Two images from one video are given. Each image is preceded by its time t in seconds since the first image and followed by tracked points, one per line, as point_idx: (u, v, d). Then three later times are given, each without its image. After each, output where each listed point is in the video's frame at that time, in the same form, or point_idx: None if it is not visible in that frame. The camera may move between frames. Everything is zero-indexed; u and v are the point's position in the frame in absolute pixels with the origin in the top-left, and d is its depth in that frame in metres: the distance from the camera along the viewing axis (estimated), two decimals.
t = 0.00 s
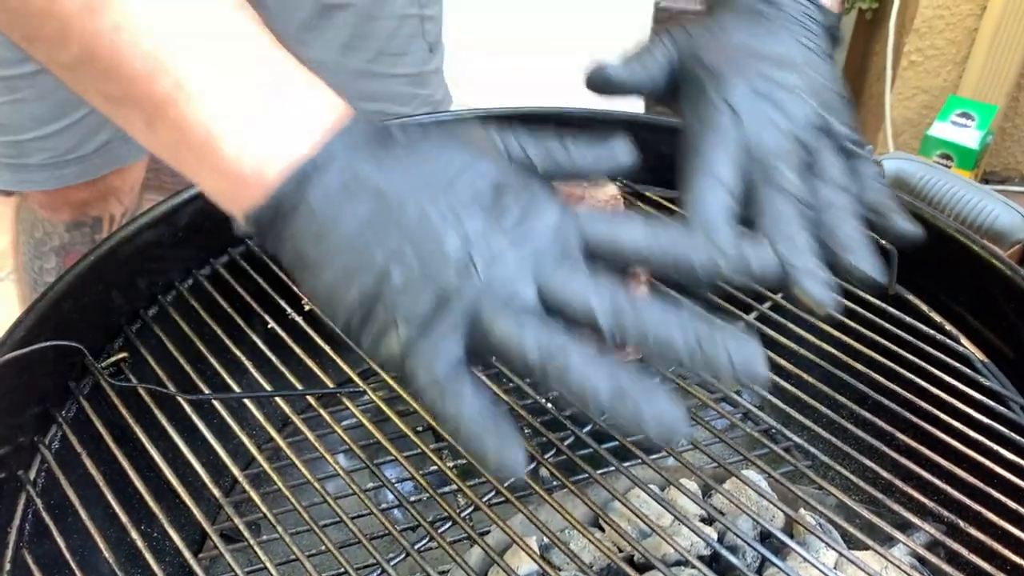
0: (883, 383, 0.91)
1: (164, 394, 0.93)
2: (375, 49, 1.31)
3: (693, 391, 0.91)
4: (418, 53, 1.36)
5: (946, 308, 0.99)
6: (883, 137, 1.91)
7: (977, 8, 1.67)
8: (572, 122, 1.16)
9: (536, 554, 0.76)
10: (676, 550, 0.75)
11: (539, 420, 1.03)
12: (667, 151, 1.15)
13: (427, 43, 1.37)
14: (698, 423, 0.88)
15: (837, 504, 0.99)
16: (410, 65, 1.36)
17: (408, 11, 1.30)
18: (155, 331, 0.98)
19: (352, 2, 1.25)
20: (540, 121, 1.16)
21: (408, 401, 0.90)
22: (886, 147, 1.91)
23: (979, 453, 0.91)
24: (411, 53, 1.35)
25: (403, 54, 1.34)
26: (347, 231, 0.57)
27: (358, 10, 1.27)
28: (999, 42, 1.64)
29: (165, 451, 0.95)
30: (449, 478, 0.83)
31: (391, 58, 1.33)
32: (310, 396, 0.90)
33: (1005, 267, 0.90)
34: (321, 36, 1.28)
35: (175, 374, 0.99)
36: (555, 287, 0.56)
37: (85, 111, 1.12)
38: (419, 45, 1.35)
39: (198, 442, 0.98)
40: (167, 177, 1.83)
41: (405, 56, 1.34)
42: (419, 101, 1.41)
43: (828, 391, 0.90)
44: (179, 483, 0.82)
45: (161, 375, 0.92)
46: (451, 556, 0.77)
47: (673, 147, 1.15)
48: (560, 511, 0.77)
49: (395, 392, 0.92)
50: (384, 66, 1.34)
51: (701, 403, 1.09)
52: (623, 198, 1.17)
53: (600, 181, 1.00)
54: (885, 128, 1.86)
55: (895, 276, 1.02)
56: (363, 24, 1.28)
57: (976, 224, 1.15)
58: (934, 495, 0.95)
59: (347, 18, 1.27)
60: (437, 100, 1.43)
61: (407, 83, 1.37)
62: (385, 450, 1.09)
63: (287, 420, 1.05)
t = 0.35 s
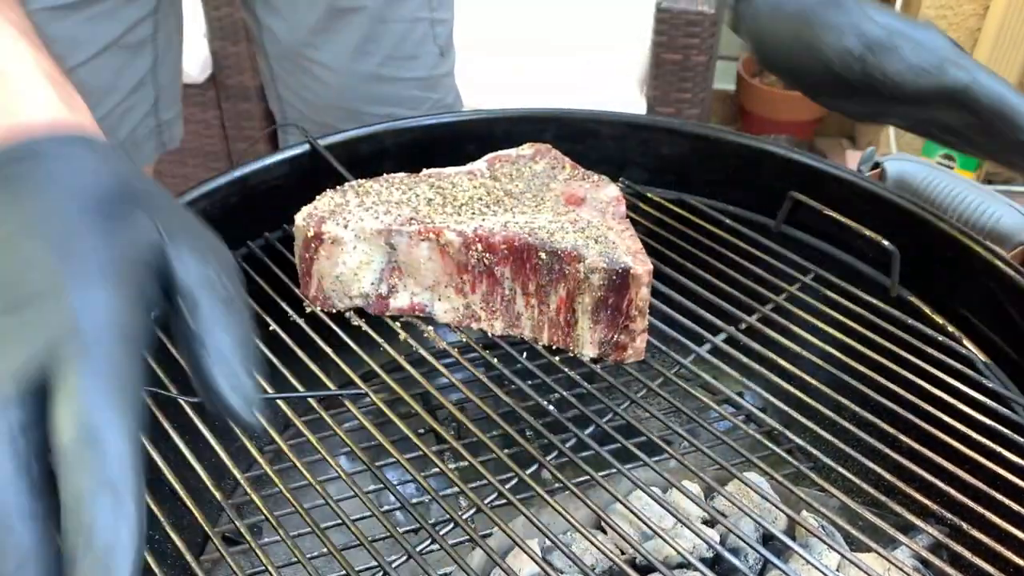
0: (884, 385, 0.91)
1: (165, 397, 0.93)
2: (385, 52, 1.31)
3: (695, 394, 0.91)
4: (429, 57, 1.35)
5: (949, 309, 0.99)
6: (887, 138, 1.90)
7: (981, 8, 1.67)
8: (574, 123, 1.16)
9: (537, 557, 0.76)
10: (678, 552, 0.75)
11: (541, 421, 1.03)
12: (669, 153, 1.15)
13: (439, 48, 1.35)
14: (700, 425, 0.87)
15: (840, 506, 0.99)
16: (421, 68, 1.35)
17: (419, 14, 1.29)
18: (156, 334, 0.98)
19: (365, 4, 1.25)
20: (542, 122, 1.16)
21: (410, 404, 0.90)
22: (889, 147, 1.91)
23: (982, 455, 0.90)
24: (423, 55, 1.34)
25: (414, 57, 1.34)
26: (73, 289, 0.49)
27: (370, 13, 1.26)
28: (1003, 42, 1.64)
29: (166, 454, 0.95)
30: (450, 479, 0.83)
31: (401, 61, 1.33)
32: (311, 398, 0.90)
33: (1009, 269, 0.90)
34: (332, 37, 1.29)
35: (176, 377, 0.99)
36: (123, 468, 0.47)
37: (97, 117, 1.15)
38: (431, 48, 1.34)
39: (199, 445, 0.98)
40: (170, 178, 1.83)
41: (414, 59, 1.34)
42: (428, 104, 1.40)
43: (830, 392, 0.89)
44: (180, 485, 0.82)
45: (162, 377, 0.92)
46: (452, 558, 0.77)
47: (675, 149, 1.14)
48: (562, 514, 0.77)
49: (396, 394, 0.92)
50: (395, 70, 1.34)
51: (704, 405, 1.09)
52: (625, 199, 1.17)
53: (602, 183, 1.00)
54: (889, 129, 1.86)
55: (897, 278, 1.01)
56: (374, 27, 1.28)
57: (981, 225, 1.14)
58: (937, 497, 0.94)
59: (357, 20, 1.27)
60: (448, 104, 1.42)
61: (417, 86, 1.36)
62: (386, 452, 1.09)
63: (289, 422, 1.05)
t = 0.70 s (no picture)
0: (886, 387, 0.92)
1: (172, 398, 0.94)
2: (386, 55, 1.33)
3: (698, 395, 0.92)
4: (430, 59, 1.37)
5: (951, 311, 0.99)
6: (888, 140, 1.91)
7: (981, 10, 1.67)
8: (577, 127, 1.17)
9: (541, 556, 0.76)
10: (681, 552, 0.76)
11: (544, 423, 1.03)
12: (672, 155, 1.15)
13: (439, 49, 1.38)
14: (703, 427, 0.88)
15: (842, 507, 0.99)
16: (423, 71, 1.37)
17: (420, 18, 1.33)
18: (163, 336, 0.98)
19: (365, 9, 1.27)
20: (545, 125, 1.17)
21: (414, 405, 0.90)
22: (891, 150, 1.92)
23: (983, 456, 0.91)
24: (425, 58, 1.37)
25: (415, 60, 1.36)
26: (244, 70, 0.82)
27: (370, 17, 1.28)
28: (1003, 46, 1.64)
29: (172, 455, 0.95)
30: (455, 480, 0.83)
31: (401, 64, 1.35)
32: (317, 399, 0.91)
33: (1011, 271, 0.90)
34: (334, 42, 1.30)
35: (182, 379, 0.99)
36: None
37: (97, 120, 1.15)
38: (431, 50, 1.37)
39: (205, 446, 0.99)
40: (173, 181, 1.84)
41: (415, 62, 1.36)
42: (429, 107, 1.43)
43: (832, 394, 0.90)
44: (187, 486, 0.83)
45: (168, 379, 0.93)
46: (457, 558, 0.77)
47: (678, 151, 1.15)
48: (565, 514, 0.77)
49: (401, 395, 0.92)
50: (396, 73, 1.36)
51: (707, 406, 1.10)
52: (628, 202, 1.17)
53: (605, 186, 1.00)
54: (890, 132, 1.86)
55: (898, 280, 1.02)
56: (375, 31, 1.30)
57: (981, 226, 1.15)
58: (939, 498, 0.95)
59: (359, 25, 1.27)
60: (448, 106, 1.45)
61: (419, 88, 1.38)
62: (390, 453, 1.10)
63: (294, 423, 1.06)
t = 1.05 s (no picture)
0: (887, 392, 0.92)
1: (176, 403, 0.94)
2: (389, 57, 1.36)
3: (700, 399, 0.92)
4: (433, 61, 1.40)
5: (952, 317, 1.00)
6: (889, 144, 1.92)
7: (983, 16, 1.68)
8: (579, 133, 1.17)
9: (544, 561, 0.77)
10: (683, 556, 0.76)
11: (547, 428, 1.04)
12: (674, 161, 1.16)
13: (442, 51, 1.41)
14: (705, 431, 0.88)
15: (843, 511, 1.00)
16: (424, 72, 1.39)
17: (423, 19, 1.34)
18: (167, 341, 0.99)
19: (369, 10, 1.31)
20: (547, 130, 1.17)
21: (418, 410, 0.90)
22: (892, 155, 1.92)
23: (984, 461, 0.91)
24: (427, 60, 1.39)
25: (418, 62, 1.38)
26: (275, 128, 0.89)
27: (374, 19, 1.31)
28: (1004, 51, 1.65)
29: (176, 459, 0.96)
30: (458, 485, 0.83)
31: (404, 65, 1.37)
32: (321, 404, 0.92)
33: (1012, 276, 0.91)
34: (338, 42, 1.34)
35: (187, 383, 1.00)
36: None
37: (103, 122, 1.16)
38: (434, 53, 1.39)
39: (209, 451, 1.00)
40: (177, 185, 1.85)
41: (418, 64, 1.38)
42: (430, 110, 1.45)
43: (834, 400, 0.90)
44: (191, 490, 0.83)
45: (173, 383, 0.94)
46: (460, 562, 0.78)
47: (679, 157, 1.15)
48: (568, 519, 0.78)
49: (404, 400, 0.93)
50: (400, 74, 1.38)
51: (708, 411, 1.10)
52: (630, 207, 1.18)
53: (607, 192, 1.00)
54: (892, 137, 1.87)
55: (899, 285, 1.02)
56: (379, 32, 1.33)
57: (981, 232, 1.16)
58: (940, 503, 0.95)
59: (364, 24, 1.32)
60: (450, 108, 1.47)
61: (421, 90, 1.41)
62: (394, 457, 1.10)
63: (298, 427, 1.07)
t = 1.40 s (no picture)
0: (884, 394, 0.92)
1: (178, 403, 0.95)
2: (394, 60, 1.37)
3: (698, 401, 0.92)
4: (437, 66, 1.41)
5: (948, 320, 1.00)
6: (891, 149, 1.92)
7: (983, 21, 1.68)
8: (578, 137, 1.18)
9: (541, 561, 0.77)
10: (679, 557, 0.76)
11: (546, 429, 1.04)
12: (672, 165, 1.17)
13: (447, 56, 1.42)
14: (703, 433, 0.88)
15: (840, 513, 1.00)
16: (429, 77, 1.41)
17: (428, 24, 1.36)
18: (169, 342, 1.00)
19: (374, 15, 1.33)
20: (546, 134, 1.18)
21: (417, 410, 0.91)
22: (893, 159, 1.93)
23: (979, 463, 0.92)
24: (432, 64, 1.40)
25: (423, 66, 1.40)
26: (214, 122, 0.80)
27: (381, 23, 1.34)
28: (1004, 56, 1.66)
29: (177, 459, 0.97)
30: (456, 485, 0.84)
31: (409, 69, 1.39)
32: (321, 404, 0.92)
33: (1008, 279, 0.91)
34: (344, 48, 1.36)
35: (189, 384, 1.01)
36: None
37: (115, 126, 1.16)
38: (438, 57, 1.40)
39: (210, 451, 1.01)
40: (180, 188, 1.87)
41: (423, 68, 1.40)
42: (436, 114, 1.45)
43: (831, 401, 0.91)
44: (192, 489, 0.84)
45: (174, 384, 0.94)
46: (459, 562, 0.78)
47: (678, 160, 1.16)
48: (565, 519, 0.78)
49: (404, 402, 0.93)
50: (404, 78, 1.40)
51: (707, 413, 1.11)
52: (629, 210, 1.19)
53: (605, 195, 1.01)
54: (892, 141, 1.88)
55: (896, 288, 1.03)
56: (385, 36, 1.35)
57: (977, 236, 1.16)
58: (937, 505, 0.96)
59: (369, 29, 1.34)
60: (455, 112, 1.47)
61: (427, 94, 1.42)
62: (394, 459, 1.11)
63: (298, 428, 1.08)
